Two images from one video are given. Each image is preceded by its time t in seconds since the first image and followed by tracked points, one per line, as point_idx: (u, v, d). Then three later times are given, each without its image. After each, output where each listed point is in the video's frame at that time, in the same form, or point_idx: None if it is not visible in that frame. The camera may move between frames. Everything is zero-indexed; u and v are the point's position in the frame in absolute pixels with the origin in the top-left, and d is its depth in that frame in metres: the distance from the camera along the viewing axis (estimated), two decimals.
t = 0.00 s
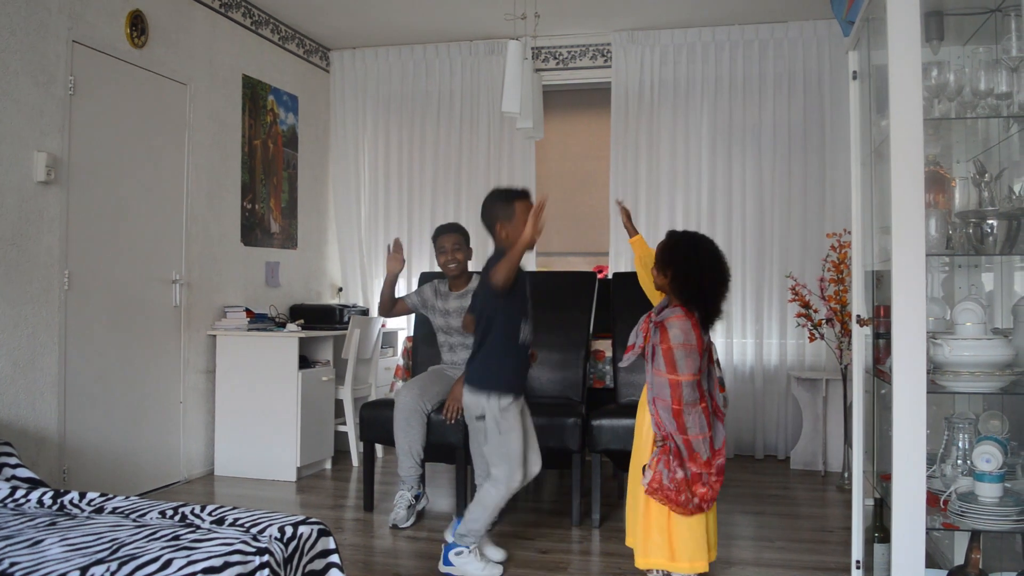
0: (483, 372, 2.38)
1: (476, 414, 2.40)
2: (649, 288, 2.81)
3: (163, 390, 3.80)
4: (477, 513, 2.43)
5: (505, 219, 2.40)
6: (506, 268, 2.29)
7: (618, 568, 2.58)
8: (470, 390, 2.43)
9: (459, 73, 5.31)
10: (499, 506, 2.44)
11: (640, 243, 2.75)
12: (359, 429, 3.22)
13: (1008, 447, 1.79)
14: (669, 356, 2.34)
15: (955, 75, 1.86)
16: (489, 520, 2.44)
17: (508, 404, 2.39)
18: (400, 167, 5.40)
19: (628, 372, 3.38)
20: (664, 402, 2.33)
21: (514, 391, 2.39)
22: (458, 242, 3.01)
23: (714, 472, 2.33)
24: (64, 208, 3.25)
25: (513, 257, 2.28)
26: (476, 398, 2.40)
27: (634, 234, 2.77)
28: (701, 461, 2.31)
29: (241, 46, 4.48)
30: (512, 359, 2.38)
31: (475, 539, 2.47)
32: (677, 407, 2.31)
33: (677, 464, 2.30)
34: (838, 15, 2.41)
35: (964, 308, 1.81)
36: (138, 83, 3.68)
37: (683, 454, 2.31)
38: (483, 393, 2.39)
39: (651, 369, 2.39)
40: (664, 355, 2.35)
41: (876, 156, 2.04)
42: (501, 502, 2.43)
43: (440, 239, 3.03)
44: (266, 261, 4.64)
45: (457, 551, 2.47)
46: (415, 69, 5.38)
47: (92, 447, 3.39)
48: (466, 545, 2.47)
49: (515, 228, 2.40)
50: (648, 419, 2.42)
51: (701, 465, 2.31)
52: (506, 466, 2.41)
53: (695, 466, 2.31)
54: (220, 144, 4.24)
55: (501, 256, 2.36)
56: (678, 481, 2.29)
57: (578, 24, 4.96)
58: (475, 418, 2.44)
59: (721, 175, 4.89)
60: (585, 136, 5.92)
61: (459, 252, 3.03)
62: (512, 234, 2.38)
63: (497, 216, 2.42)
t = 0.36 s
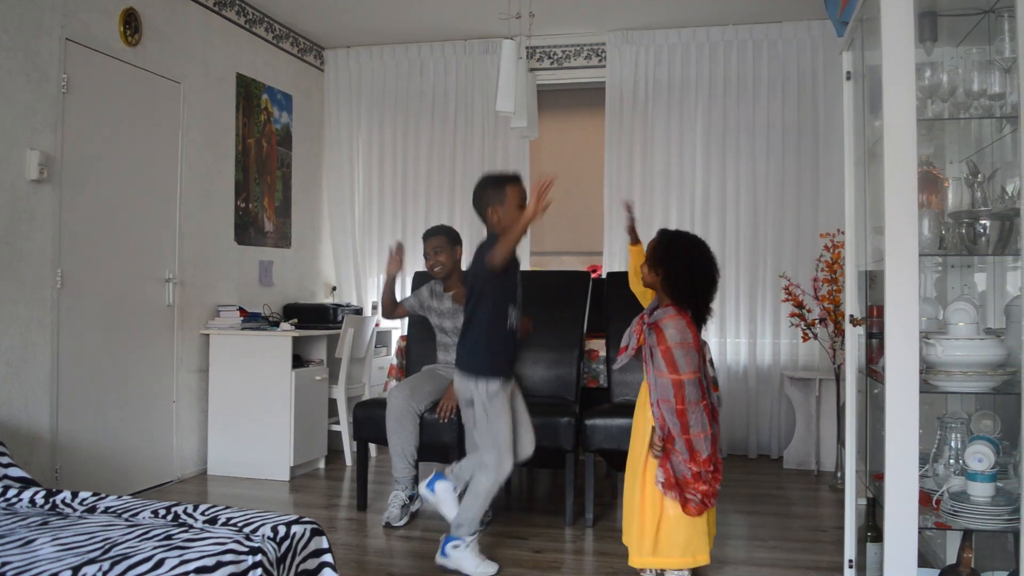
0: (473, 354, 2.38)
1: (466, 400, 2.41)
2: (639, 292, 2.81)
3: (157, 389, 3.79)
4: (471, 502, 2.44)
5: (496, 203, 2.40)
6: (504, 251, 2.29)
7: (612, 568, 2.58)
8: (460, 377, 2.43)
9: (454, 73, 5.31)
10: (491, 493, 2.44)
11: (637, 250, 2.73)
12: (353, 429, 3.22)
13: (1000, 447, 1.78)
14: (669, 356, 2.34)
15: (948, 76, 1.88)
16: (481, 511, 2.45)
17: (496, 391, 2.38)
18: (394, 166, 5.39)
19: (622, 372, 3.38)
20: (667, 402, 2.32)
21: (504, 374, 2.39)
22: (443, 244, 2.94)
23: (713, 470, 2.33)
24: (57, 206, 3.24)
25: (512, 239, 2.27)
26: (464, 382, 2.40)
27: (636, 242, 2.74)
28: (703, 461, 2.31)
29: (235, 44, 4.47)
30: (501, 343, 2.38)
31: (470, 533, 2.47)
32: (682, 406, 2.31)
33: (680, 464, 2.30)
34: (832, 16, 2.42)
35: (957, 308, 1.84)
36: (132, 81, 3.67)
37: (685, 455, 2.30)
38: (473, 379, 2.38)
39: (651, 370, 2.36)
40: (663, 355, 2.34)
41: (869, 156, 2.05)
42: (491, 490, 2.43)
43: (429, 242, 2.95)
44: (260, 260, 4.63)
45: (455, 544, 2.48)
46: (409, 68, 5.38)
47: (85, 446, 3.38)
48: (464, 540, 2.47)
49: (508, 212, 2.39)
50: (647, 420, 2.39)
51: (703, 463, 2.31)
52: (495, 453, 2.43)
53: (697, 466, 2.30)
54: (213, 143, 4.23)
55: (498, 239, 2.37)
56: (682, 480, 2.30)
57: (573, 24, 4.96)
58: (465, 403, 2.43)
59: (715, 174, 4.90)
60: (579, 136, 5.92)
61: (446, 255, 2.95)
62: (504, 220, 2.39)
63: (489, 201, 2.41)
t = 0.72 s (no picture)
0: (481, 335, 2.51)
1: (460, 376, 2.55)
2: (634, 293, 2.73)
3: (148, 388, 3.78)
4: (452, 480, 2.54)
5: (500, 187, 2.54)
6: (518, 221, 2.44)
7: (604, 567, 2.58)
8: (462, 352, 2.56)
9: (446, 72, 5.30)
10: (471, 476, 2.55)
11: (624, 231, 2.67)
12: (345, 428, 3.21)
13: (991, 446, 1.82)
14: (666, 358, 2.35)
15: (940, 76, 1.87)
16: (463, 496, 2.53)
17: (490, 371, 2.51)
18: (386, 166, 5.39)
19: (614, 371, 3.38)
20: (665, 403, 2.33)
21: (502, 357, 2.52)
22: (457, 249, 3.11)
23: (704, 469, 2.37)
24: (47, 205, 3.23)
25: (521, 217, 2.42)
26: (463, 359, 2.54)
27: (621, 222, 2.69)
28: (695, 461, 2.34)
29: (226, 43, 4.45)
30: (509, 317, 2.53)
31: (456, 521, 2.52)
32: (679, 407, 2.33)
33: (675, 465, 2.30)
34: (823, 16, 2.42)
35: (947, 308, 1.85)
36: (124, 80, 3.66)
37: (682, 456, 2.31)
38: (471, 354, 2.52)
39: (648, 371, 2.36)
40: (660, 357, 2.35)
41: (860, 156, 2.05)
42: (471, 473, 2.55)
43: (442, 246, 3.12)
44: (251, 259, 4.62)
45: (446, 534, 2.51)
46: (402, 68, 5.37)
47: (76, 446, 3.37)
48: (452, 529, 2.51)
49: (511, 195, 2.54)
50: (642, 421, 2.38)
51: (694, 463, 2.33)
52: (474, 436, 2.54)
53: (692, 466, 2.32)
54: (205, 142, 4.22)
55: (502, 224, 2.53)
56: (679, 480, 2.30)
57: (565, 24, 4.96)
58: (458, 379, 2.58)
59: (707, 174, 4.90)
60: (572, 135, 5.93)
61: (453, 261, 3.10)
62: (506, 203, 2.55)
63: (493, 186, 2.56)
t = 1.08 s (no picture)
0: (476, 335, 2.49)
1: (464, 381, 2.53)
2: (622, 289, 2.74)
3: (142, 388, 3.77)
4: (467, 472, 2.52)
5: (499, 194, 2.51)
6: (504, 233, 2.41)
7: (598, 567, 2.58)
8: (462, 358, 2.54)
9: (440, 72, 5.30)
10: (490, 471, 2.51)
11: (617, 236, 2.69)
12: (339, 428, 3.20)
13: (984, 446, 1.83)
14: (656, 348, 2.34)
15: (933, 76, 1.88)
16: (478, 484, 2.51)
17: (491, 369, 2.48)
18: (381, 165, 5.39)
19: (609, 371, 3.39)
20: (657, 394, 2.32)
21: (502, 357, 2.49)
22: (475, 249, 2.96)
23: (696, 460, 2.37)
24: (41, 204, 3.22)
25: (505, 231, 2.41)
26: (463, 364, 2.52)
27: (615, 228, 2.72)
28: (688, 452, 2.34)
29: (220, 42, 4.44)
30: (507, 324, 2.48)
31: (457, 501, 2.53)
32: (672, 397, 2.32)
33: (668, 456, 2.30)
34: (818, 16, 2.42)
35: (941, 308, 1.86)
36: (118, 79, 3.65)
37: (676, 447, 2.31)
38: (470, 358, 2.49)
39: (639, 363, 2.35)
40: (650, 347, 2.34)
41: (854, 157, 2.05)
42: (491, 471, 2.51)
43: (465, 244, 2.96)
44: (245, 259, 4.61)
45: (440, 507, 2.53)
46: (396, 67, 5.37)
47: (70, 446, 3.36)
48: (449, 506, 2.52)
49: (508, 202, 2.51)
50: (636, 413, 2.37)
51: (687, 454, 2.34)
52: (496, 432, 2.49)
53: (684, 457, 2.32)
54: (199, 141, 4.21)
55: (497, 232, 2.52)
56: (674, 471, 2.30)
57: (560, 23, 4.96)
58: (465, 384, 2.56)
59: (702, 174, 4.91)
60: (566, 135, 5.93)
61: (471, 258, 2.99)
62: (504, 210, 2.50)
63: (493, 192, 2.52)
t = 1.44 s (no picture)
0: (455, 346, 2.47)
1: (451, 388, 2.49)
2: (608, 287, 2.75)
3: (133, 387, 3.76)
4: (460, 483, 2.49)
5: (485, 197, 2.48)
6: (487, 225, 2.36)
7: (589, 566, 2.58)
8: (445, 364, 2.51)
9: (433, 71, 5.29)
10: (485, 480, 2.49)
11: (600, 241, 2.72)
12: (331, 428, 3.20)
13: (974, 445, 1.85)
14: (649, 343, 2.34)
15: (925, 77, 1.90)
16: (475, 497, 2.49)
17: (480, 376, 2.47)
18: (372, 164, 5.37)
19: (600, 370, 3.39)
20: (651, 389, 2.32)
21: (488, 362, 2.48)
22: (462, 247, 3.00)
23: (688, 455, 2.36)
24: (32, 203, 3.21)
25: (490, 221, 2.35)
26: (449, 370, 2.48)
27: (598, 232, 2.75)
28: (679, 448, 2.33)
29: (213, 41, 4.43)
30: (488, 329, 2.50)
31: (466, 524, 2.49)
32: (665, 391, 2.32)
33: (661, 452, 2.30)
34: (808, 18, 2.42)
35: (932, 308, 1.88)
36: (110, 78, 3.64)
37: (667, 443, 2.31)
38: (457, 365, 2.46)
39: (632, 358, 2.35)
40: (643, 342, 2.34)
41: (846, 157, 2.05)
42: (486, 477, 2.48)
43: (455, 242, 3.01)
44: (237, 259, 4.60)
45: (450, 531, 2.47)
46: (389, 66, 5.36)
47: (61, 445, 3.35)
48: (458, 529, 2.47)
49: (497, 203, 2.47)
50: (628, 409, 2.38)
51: (679, 448, 2.33)
52: (489, 441, 2.48)
53: (675, 452, 2.32)
54: (192, 141, 4.20)
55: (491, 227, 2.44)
56: (664, 465, 2.30)
57: (553, 23, 4.95)
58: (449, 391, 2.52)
59: (694, 174, 4.91)
60: (558, 134, 5.93)
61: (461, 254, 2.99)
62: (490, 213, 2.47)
63: (479, 197, 2.50)
